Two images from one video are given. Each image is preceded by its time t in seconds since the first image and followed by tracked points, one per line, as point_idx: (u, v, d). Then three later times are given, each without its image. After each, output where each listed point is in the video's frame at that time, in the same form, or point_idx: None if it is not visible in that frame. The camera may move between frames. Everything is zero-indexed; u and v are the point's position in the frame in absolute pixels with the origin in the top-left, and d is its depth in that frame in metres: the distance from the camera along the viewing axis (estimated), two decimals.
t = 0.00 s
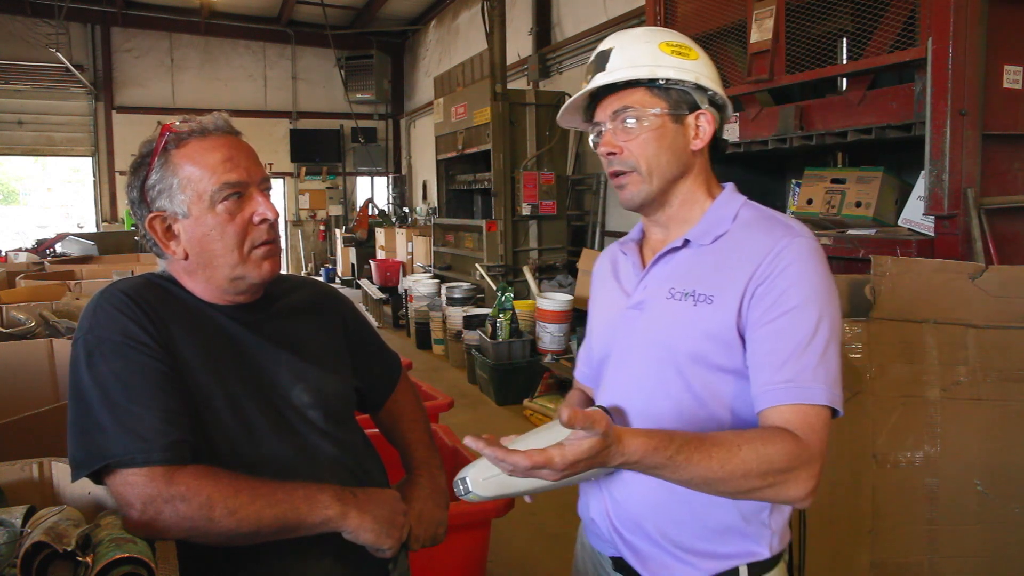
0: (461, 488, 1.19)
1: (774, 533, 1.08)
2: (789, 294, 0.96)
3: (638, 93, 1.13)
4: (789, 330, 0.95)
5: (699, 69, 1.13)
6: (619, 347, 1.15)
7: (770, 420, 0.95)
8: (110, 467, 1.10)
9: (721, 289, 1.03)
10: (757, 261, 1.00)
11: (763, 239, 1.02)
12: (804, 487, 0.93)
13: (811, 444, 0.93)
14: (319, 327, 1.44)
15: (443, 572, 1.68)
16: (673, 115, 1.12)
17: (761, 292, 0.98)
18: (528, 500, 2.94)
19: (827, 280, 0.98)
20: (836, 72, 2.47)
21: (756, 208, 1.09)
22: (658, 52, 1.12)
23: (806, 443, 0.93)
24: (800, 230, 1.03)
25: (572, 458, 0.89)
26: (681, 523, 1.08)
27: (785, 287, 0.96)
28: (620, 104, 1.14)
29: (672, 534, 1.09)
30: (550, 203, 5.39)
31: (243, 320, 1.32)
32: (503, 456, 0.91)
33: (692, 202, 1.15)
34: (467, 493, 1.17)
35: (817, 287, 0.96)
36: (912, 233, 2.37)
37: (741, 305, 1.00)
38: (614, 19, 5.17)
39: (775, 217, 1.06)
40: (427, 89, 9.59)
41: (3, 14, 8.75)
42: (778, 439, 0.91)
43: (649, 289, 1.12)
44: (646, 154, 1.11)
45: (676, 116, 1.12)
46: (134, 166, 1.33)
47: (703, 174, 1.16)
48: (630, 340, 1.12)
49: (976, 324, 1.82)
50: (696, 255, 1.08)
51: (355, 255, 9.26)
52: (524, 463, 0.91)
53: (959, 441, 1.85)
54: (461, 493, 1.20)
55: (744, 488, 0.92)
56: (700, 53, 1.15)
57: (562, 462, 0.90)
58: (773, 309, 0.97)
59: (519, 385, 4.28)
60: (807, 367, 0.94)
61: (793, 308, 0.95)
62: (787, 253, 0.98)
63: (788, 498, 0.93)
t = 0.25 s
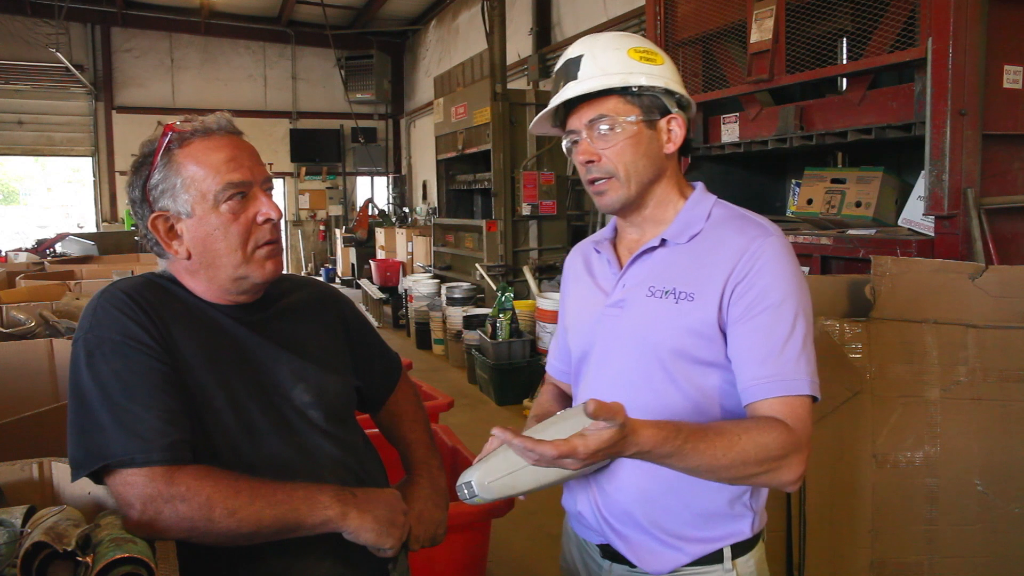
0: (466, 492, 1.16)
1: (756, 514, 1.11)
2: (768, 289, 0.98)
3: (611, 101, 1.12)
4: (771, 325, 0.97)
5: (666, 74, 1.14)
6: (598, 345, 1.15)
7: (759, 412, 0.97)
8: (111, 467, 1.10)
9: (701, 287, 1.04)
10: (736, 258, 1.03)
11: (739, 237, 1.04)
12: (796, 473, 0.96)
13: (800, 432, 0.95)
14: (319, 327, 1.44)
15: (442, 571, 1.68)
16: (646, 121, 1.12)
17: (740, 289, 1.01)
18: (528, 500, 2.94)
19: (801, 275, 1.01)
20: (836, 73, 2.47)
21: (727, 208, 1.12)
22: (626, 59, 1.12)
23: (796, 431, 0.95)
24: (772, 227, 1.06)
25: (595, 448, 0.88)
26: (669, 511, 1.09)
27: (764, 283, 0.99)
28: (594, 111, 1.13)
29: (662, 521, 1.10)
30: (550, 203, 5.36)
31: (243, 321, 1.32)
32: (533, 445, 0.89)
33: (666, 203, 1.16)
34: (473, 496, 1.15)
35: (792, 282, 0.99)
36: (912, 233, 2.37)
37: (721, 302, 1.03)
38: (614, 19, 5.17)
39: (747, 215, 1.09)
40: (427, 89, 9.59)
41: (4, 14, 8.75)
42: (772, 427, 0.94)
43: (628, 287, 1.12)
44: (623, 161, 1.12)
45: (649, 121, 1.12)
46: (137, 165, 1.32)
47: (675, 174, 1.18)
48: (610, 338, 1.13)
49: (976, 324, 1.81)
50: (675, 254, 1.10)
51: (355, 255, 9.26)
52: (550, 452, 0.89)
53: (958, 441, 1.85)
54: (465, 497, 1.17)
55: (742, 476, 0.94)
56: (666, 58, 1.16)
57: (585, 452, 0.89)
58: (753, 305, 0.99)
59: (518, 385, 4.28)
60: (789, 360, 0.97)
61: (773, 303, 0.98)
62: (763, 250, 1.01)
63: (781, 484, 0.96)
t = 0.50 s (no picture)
0: (480, 504, 1.14)
1: (762, 508, 1.12)
2: (771, 286, 1.00)
3: (602, 108, 1.13)
4: (777, 321, 0.99)
5: (653, 75, 1.15)
6: (599, 345, 1.16)
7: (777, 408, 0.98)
8: (110, 467, 1.10)
9: (704, 286, 1.06)
10: (739, 257, 1.04)
11: (740, 237, 1.06)
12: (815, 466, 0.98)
13: (818, 425, 0.97)
14: (319, 325, 1.44)
15: (443, 571, 1.68)
16: (638, 125, 1.13)
17: (745, 288, 1.02)
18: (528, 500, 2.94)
19: (802, 272, 1.03)
20: (836, 73, 2.47)
21: (723, 207, 1.13)
22: (612, 63, 1.13)
23: (814, 424, 0.97)
24: (770, 225, 1.08)
25: (643, 444, 0.86)
26: (677, 509, 1.10)
27: (767, 281, 1.00)
28: (585, 119, 1.14)
29: (669, 521, 1.10)
30: (550, 203, 5.33)
31: (243, 320, 1.32)
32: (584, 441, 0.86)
33: (660, 205, 1.17)
34: (488, 507, 1.13)
35: (795, 278, 1.01)
36: (912, 233, 2.37)
37: (725, 301, 1.04)
38: (614, 19, 5.17)
39: (744, 214, 1.11)
40: (427, 89, 9.59)
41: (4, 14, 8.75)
42: (792, 423, 0.95)
43: (628, 287, 1.14)
44: (618, 166, 1.12)
45: (641, 126, 1.13)
46: (139, 165, 1.32)
47: (669, 174, 1.19)
48: (611, 338, 1.14)
49: (977, 324, 1.82)
50: (675, 254, 1.11)
51: (355, 255, 9.26)
52: (601, 448, 0.86)
53: (958, 441, 1.85)
54: (478, 508, 1.15)
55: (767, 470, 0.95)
56: (651, 59, 1.17)
57: (634, 448, 0.86)
58: (760, 303, 1.00)
59: (519, 385, 4.28)
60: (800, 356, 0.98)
61: (779, 300, 0.99)
62: (764, 248, 1.03)
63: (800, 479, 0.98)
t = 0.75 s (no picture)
0: (487, 511, 1.14)
1: (783, 524, 1.09)
2: (805, 293, 0.98)
3: (629, 105, 1.11)
4: (812, 329, 0.97)
5: (685, 72, 1.12)
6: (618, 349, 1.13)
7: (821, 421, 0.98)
8: (111, 467, 1.10)
9: (733, 291, 1.03)
10: (769, 261, 1.02)
11: (771, 239, 1.03)
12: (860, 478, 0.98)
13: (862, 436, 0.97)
14: (319, 325, 1.44)
15: (444, 571, 1.68)
16: (667, 124, 1.10)
17: (777, 294, 1.00)
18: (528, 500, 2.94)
19: (836, 279, 1.01)
20: (836, 73, 2.47)
21: (752, 209, 1.11)
22: (643, 57, 1.11)
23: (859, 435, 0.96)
24: (801, 230, 1.05)
25: (702, 452, 0.84)
26: (694, 522, 1.08)
27: (801, 287, 0.98)
28: (612, 115, 1.11)
29: (685, 534, 1.09)
30: (550, 203, 5.35)
31: (244, 321, 1.32)
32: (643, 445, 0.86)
33: (686, 205, 1.15)
34: (496, 515, 1.12)
35: (828, 285, 0.99)
36: (912, 233, 2.37)
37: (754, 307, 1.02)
38: (614, 19, 5.17)
39: (773, 217, 1.09)
40: (427, 89, 9.58)
41: (4, 14, 8.75)
42: (839, 435, 0.94)
43: (651, 289, 1.11)
44: (644, 165, 1.10)
45: (670, 124, 1.10)
46: (139, 165, 1.32)
47: (695, 175, 1.16)
48: (633, 342, 1.11)
49: (977, 324, 1.82)
50: (702, 257, 1.08)
51: (355, 255, 9.26)
52: (659, 452, 0.85)
53: (958, 441, 1.84)
54: (486, 516, 1.15)
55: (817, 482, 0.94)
56: (683, 54, 1.14)
57: (693, 455, 0.85)
58: (793, 311, 0.98)
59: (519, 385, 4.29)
60: (837, 366, 0.97)
61: (813, 308, 0.97)
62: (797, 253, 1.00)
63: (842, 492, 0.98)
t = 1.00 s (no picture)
0: (505, 535, 1.06)
1: (821, 549, 1.05)
2: (854, 309, 0.93)
3: (672, 106, 1.07)
4: (861, 346, 0.92)
5: (738, 73, 1.08)
6: (649, 361, 1.09)
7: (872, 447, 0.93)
8: (110, 467, 1.10)
9: (774, 305, 0.98)
10: (813, 275, 0.96)
11: (815, 251, 0.98)
12: (916, 504, 0.94)
13: (915, 464, 0.92)
14: (318, 325, 1.44)
15: (444, 572, 1.68)
16: (711, 129, 1.06)
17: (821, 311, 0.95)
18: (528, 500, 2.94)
19: (886, 295, 0.95)
20: (836, 72, 2.47)
21: (794, 217, 1.06)
22: (695, 54, 1.06)
23: (911, 464, 0.92)
24: (849, 242, 1.00)
25: (690, 508, 0.87)
26: (727, 545, 1.04)
27: (848, 302, 0.93)
28: (652, 117, 1.08)
29: (716, 557, 1.05)
30: (550, 203, 5.36)
31: (243, 321, 1.32)
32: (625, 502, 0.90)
33: (725, 213, 1.11)
34: (514, 540, 1.04)
35: (878, 302, 0.94)
36: (911, 233, 2.37)
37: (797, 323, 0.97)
38: (614, 19, 5.17)
39: (818, 226, 1.03)
40: (427, 89, 9.58)
41: (4, 14, 8.75)
42: (887, 463, 0.90)
43: (685, 300, 1.06)
44: (682, 172, 1.06)
45: (714, 129, 1.07)
46: (138, 165, 1.32)
47: (736, 182, 1.12)
48: (666, 355, 1.06)
49: (977, 324, 1.83)
50: (741, 268, 1.03)
51: (355, 255, 9.26)
52: (641, 509, 0.90)
53: (959, 441, 1.84)
54: (503, 542, 1.07)
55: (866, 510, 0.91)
56: (736, 51, 1.09)
57: (680, 510, 0.88)
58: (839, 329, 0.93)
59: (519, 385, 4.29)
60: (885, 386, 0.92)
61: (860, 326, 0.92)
62: (844, 267, 0.95)
63: (898, 518, 0.94)
